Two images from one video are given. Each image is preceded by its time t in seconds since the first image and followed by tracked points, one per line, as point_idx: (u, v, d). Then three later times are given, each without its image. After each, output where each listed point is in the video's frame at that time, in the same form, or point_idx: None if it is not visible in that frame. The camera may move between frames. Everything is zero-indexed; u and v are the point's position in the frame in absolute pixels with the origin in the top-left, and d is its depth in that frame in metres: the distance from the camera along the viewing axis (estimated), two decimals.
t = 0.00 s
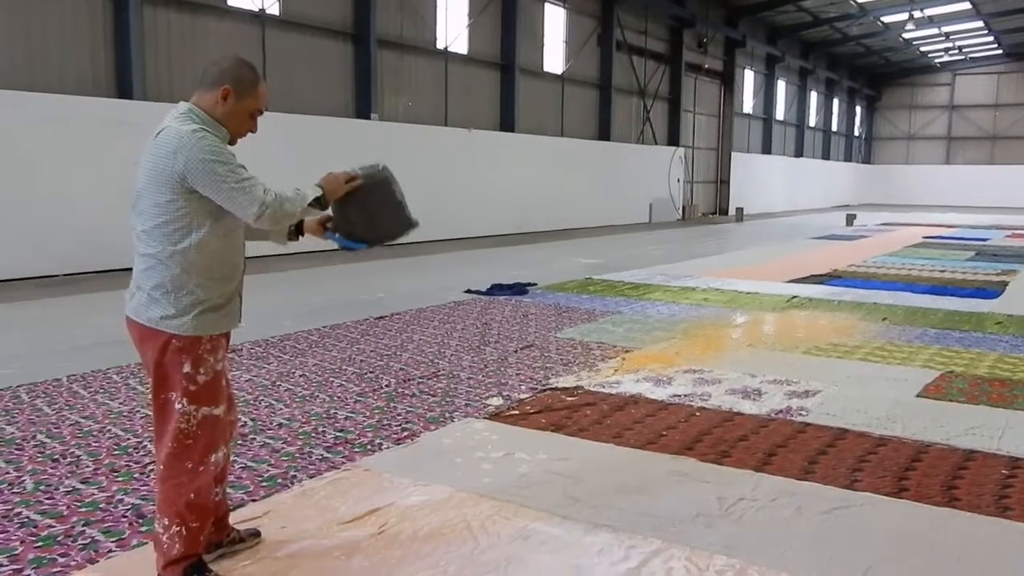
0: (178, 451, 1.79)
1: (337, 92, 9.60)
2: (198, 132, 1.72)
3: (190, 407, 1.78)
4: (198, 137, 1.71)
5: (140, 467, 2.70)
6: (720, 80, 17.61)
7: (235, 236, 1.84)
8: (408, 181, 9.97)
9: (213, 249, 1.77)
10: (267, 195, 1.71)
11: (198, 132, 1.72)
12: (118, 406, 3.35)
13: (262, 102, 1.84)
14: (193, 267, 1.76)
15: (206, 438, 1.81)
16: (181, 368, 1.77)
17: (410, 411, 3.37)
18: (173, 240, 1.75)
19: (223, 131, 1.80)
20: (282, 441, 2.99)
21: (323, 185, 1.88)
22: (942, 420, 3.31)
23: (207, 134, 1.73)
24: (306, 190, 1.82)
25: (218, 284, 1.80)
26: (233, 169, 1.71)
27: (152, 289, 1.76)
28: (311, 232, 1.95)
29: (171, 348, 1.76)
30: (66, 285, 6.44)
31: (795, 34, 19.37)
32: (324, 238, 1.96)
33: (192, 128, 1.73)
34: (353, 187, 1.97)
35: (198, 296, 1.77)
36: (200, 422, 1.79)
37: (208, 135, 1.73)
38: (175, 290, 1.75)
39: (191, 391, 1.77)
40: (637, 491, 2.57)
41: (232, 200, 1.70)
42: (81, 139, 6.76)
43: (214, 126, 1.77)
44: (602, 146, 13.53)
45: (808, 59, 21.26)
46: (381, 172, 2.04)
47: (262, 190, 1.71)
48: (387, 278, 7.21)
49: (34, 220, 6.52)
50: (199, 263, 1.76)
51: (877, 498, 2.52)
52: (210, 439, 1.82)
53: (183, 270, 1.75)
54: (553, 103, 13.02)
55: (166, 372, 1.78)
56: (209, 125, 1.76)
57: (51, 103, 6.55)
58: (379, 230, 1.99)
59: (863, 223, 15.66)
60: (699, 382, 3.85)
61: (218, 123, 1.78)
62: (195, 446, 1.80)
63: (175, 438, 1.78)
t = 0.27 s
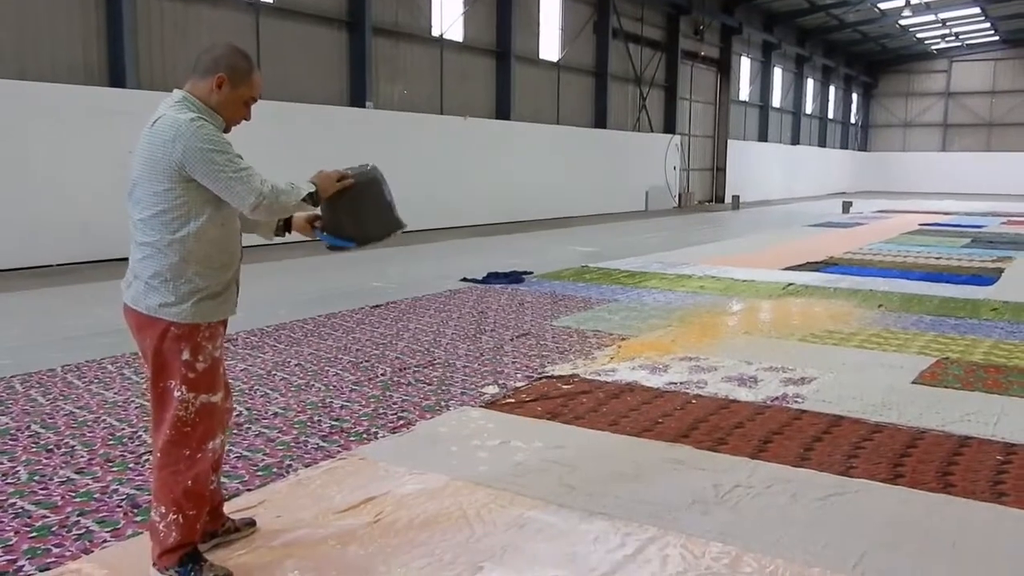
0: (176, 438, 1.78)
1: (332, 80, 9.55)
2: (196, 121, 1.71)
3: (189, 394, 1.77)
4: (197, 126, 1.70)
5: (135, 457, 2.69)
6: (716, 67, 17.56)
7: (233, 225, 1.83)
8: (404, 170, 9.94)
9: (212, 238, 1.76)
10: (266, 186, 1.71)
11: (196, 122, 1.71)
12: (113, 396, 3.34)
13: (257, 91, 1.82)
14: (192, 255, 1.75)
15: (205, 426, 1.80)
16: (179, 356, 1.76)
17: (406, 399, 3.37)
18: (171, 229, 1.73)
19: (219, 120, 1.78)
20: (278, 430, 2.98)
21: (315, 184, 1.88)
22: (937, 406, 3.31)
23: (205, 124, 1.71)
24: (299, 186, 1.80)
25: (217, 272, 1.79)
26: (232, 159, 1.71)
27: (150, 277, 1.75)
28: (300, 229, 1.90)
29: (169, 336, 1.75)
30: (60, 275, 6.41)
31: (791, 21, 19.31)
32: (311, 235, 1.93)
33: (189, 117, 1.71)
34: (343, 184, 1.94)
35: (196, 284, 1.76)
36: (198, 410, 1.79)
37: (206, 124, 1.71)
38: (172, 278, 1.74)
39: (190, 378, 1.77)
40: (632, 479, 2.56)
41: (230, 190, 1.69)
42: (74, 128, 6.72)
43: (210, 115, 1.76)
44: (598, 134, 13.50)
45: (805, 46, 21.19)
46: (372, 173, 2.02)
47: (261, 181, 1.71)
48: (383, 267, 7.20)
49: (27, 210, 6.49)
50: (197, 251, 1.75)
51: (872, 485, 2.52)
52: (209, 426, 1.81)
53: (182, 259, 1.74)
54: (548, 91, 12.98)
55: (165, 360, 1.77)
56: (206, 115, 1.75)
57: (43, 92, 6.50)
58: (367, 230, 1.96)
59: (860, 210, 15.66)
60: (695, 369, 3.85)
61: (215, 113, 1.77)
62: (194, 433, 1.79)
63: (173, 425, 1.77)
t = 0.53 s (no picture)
0: (170, 429, 1.77)
1: (325, 71, 9.51)
2: (185, 109, 1.70)
3: (181, 385, 1.76)
4: (185, 114, 1.68)
5: (129, 450, 2.68)
6: (711, 57, 17.53)
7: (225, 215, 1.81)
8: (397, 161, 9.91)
9: (203, 228, 1.75)
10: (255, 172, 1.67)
11: (185, 109, 1.69)
12: (106, 389, 3.33)
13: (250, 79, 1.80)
14: (183, 245, 1.74)
15: (198, 417, 1.80)
16: (171, 346, 1.75)
17: (400, 391, 3.37)
18: (161, 218, 1.72)
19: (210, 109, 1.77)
20: (272, 422, 2.98)
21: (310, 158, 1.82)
22: (931, 396, 3.31)
23: (195, 111, 1.70)
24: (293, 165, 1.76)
25: (208, 263, 1.78)
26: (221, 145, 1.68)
27: (141, 268, 1.75)
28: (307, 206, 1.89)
29: (161, 326, 1.74)
30: (53, 267, 6.39)
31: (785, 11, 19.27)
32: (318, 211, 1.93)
33: (179, 105, 1.70)
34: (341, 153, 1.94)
35: (188, 274, 1.75)
36: (191, 401, 1.78)
37: (195, 112, 1.70)
38: (164, 269, 1.73)
39: (182, 369, 1.76)
40: (626, 469, 2.57)
41: (220, 177, 1.66)
42: (65, 120, 6.69)
43: (201, 103, 1.74)
44: (593, 125, 13.47)
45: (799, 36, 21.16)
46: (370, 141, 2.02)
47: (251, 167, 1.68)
48: (377, 259, 7.19)
49: (19, 202, 6.45)
50: (188, 241, 1.74)
51: (865, 474, 2.53)
52: (202, 418, 1.80)
53: (173, 249, 1.73)
54: (542, 81, 12.94)
55: (156, 350, 1.77)
56: (197, 102, 1.73)
57: (34, 84, 6.47)
58: (371, 198, 1.96)
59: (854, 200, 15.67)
60: (689, 359, 3.86)
61: (206, 102, 1.75)
62: (187, 425, 1.78)
63: (166, 416, 1.76)
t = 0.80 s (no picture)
0: (155, 421, 1.76)
1: (316, 61, 9.46)
2: (162, 97, 1.67)
3: (165, 376, 1.75)
4: (160, 101, 1.66)
5: (119, 441, 2.68)
6: (702, 47, 17.50)
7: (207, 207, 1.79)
8: (388, 151, 9.88)
9: (180, 219, 1.73)
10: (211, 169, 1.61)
11: (162, 97, 1.67)
12: (96, 380, 3.32)
13: (239, 69, 1.78)
14: (161, 235, 1.73)
15: (183, 408, 1.78)
16: (153, 337, 1.74)
17: (391, 381, 3.36)
18: (139, 208, 1.71)
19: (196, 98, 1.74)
20: (263, 413, 2.97)
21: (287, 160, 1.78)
22: (920, 384, 3.33)
23: (171, 99, 1.67)
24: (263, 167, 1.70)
25: (190, 254, 1.77)
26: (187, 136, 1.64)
27: (124, 259, 1.74)
28: (298, 210, 1.87)
29: (143, 317, 1.74)
30: (41, 258, 6.34)
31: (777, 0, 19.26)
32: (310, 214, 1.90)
33: (156, 94, 1.68)
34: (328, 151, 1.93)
35: (168, 265, 1.73)
36: (176, 392, 1.77)
37: (171, 100, 1.67)
38: (145, 259, 1.73)
39: (165, 359, 1.75)
40: (617, 458, 2.57)
41: (179, 170, 1.62)
42: (54, 110, 6.63)
43: (184, 92, 1.72)
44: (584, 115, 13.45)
45: (791, 26, 21.16)
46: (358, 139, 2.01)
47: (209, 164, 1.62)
48: (369, 249, 7.17)
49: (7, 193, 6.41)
50: (168, 232, 1.73)
51: (855, 462, 2.54)
52: (188, 409, 1.79)
53: (151, 239, 1.72)
54: (534, 71, 12.90)
55: (140, 341, 1.76)
56: (178, 91, 1.71)
57: (22, 73, 6.41)
58: (360, 197, 1.95)
59: (845, 190, 15.71)
60: (680, 349, 3.86)
61: (192, 90, 1.73)
62: (172, 416, 1.77)
63: (151, 407, 1.76)
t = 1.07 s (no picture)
0: (139, 416, 1.75)
1: (308, 53, 9.43)
2: (140, 89, 1.66)
3: (147, 371, 1.74)
4: (137, 94, 1.65)
5: (111, 435, 2.67)
6: (696, 40, 17.50)
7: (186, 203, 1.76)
8: (381, 144, 9.86)
9: (158, 214, 1.71)
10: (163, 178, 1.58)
11: (139, 91, 1.65)
12: (87, 374, 3.31)
13: (229, 62, 1.77)
14: (141, 229, 1.71)
15: (167, 403, 1.77)
16: (135, 330, 1.73)
17: (384, 374, 3.36)
18: (117, 201, 1.71)
19: (181, 92, 1.73)
20: (255, 406, 2.97)
21: (259, 200, 1.69)
22: (911, 376, 3.35)
23: (149, 94, 1.65)
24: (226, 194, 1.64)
25: (173, 247, 1.75)
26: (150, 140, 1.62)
27: (108, 251, 1.74)
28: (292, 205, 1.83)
29: (126, 310, 1.73)
30: (32, 252, 6.31)
31: None
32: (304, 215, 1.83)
33: (130, 88, 1.67)
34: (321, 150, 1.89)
35: (149, 259, 1.72)
36: (159, 386, 1.75)
37: (149, 95, 1.65)
38: (126, 252, 1.72)
39: (148, 353, 1.73)
40: (610, 451, 2.58)
41: (139, 170, 1.61)
42: (44, 102, 6.60)
43: (166, 86, 1.70)
44: (578, 108, 13.44)
45: (784, 19, 21.16)
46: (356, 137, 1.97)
47: (162, 172, 1.59)
48: (362, 242, 7.16)
49: None
50: (148, 225, 1.71)
51: (846, 454, 2.55)
52: (173, 405, 1.77)
53: (131, 232, 1.71)
54: (527, 64, 12.88)
55: (124, 335, 1.75)
56: (159, 84, 1.69)
57: (12, 65, 6.37)
58: (356, 194, 1.89)
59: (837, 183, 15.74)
60: (673, 342, 3.87)
61: (178, 83, 1.72)
62: (157, 411, 1.76)
63: (135, 403, 1.75)
